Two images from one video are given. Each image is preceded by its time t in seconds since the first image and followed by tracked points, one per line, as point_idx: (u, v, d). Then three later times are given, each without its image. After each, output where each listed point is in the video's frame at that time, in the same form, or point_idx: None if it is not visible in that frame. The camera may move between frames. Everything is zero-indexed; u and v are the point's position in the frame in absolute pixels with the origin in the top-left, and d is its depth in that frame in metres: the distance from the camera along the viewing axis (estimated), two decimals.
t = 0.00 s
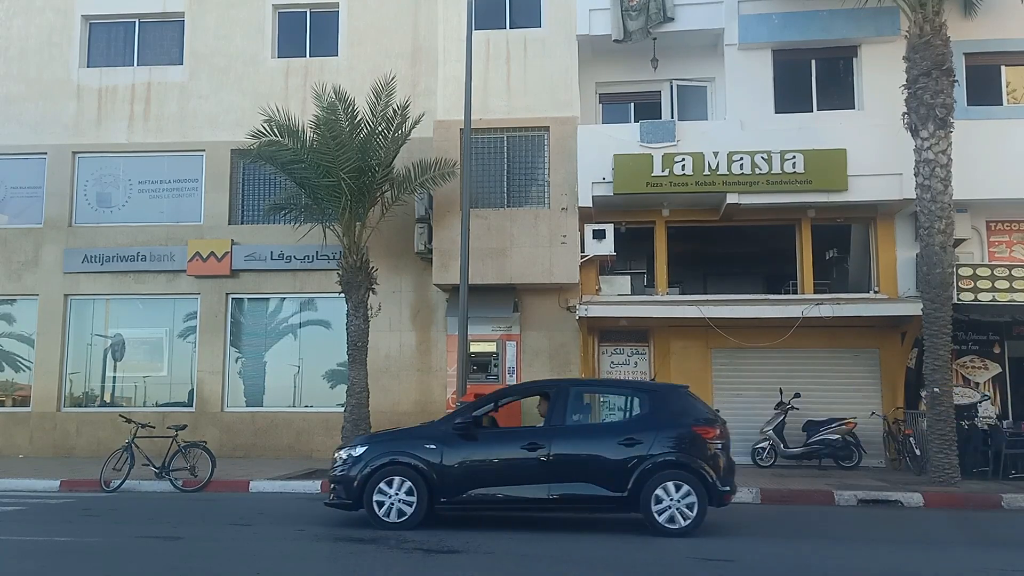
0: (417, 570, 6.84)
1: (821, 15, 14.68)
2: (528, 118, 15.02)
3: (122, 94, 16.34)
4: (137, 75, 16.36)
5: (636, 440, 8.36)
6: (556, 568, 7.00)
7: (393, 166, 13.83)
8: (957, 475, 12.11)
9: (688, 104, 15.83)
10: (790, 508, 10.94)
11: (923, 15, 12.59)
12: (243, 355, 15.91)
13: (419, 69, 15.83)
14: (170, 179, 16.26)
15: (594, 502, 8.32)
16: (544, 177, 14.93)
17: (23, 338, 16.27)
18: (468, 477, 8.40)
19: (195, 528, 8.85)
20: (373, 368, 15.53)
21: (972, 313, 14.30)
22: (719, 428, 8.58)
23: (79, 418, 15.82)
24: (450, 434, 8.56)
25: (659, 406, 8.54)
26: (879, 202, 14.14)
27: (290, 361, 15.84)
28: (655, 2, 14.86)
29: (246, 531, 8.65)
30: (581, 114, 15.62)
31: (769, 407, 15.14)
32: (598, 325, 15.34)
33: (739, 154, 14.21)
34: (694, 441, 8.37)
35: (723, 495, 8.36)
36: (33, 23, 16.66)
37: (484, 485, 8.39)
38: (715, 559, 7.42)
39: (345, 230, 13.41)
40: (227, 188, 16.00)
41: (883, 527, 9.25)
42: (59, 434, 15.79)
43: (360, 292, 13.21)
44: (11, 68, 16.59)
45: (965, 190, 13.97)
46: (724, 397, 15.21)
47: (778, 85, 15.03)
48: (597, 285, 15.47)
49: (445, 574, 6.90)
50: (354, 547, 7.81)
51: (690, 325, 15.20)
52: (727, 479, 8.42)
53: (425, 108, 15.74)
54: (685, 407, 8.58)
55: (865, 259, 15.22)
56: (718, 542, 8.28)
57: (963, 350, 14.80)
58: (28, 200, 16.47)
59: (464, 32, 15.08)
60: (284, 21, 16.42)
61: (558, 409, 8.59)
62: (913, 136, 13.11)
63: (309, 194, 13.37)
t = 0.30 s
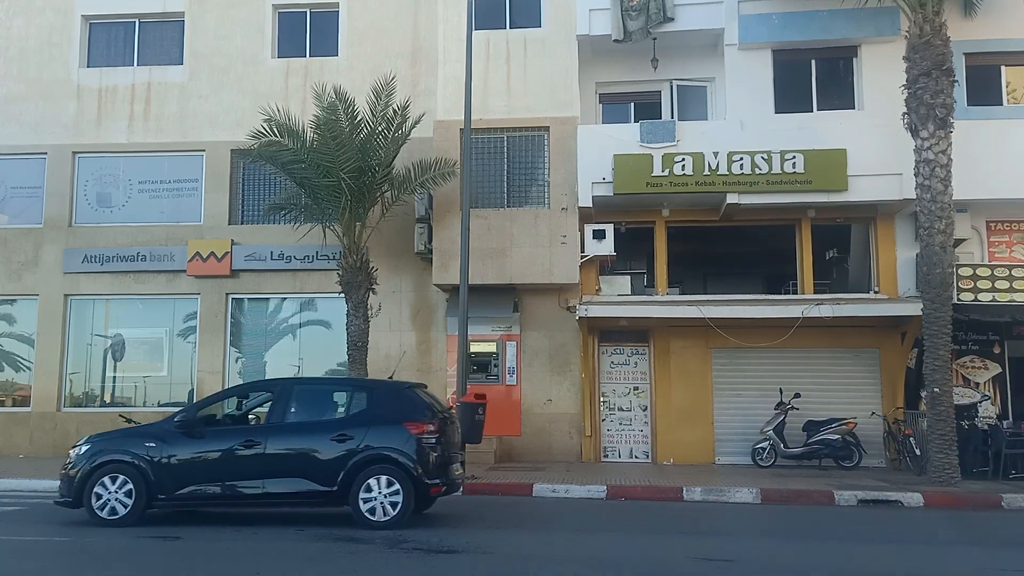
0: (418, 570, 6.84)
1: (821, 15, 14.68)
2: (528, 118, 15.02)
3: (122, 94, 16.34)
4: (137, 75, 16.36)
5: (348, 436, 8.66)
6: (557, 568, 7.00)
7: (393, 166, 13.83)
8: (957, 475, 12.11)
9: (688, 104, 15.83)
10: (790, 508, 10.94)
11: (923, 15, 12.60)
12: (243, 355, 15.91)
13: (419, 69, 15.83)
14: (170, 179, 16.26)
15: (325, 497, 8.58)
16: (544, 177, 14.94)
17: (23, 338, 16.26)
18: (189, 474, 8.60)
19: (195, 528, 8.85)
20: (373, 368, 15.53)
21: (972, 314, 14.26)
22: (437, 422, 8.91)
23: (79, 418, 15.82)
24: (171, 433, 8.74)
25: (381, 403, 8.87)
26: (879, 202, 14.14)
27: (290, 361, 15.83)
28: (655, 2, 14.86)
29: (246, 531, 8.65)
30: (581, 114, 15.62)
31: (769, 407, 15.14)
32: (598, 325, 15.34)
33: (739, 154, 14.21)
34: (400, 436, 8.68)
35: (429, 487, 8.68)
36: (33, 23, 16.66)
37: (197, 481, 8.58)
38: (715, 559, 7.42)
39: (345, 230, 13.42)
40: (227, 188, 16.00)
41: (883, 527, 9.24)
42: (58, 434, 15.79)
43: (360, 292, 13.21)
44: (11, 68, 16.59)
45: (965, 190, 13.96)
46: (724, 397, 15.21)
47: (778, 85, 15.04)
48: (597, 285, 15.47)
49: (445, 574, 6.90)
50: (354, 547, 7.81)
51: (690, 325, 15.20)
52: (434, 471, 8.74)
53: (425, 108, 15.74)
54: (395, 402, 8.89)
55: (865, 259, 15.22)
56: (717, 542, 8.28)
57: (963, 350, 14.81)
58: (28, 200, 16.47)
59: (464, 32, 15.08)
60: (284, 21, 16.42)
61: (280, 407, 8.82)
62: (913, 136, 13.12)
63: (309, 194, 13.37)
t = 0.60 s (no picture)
0: (418, 570, 6.84)
1: (821, 15, 14.68)
2: (528, 118, 15.02)
3: (122, 94, 16.34)
4: (137, 75, 16.37)
5: (72, 435, 8.87)
6: (556, 568, 7.00)
7: (393, 166, 13.83)
8: (957, 476, 12.10)
9: (688, 104, 15.83)
10: (790, 508, 10.95)
11: (923, 15, 12.59)
12: (243, 355, 15.92)
13: (419, 69, 15.83)
14: (170, 179, 16.26)
15: (50, 496, 8.74)
16: (544, 177, 14.94)
17: (23, 337, 16.27)
18: None
19: (195, 528, 8.85)
20: (373, 368, 15.53)
21: (972, 313, 14.30)
22: (166, 422, 9.05)
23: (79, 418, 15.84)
24: None
25: (112, 403, 9.09)
26: (878, 202, 14.14)
27: (290, 361, 15.84)
28: (655, 2, 14.86)
29: (246, 531, 8.65)
30: (581, 114, 15.62)
31: (769, 407, 15.14)
32: (598, 325, 15.34)
33: (739, 154, 14.21)
34: (124, 435, 8.86)
35: (151, 487, 8.80)
36: (33, 23, 16.66)
37: None
38: (715, 560, 7.42)
39: (345, 230, 13.42)
40: (227, 188, 16.00)
41: (883, 527, 9.24)
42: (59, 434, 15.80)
43: (360, 292, 13.20)
44: (11, 68, 16.59)
45: (965, 190, 13.96)
46: (724, 397, 15.21)
47: (778, 85, 15.03)
48: (597, 285, 15.48)
49: (445, 574, 6.90)
50: (354, 547, 7.81)
51: (690, 325, 15.21)
52: (159, 470, 8.87)
53: (425, 108, 15.73)
54: (130, 401, 9.09)
55: (865, 259, 15.22)
56: (717, 542, 8.27)
57: (963, 350, 14.80)
58: (28, 200, 16.48)
59: (464, 32, 15.08)
60: (284, 21, 16.42)
61: (12, 407, 9.11)
62: (914, 136, 13.11)
63: (309, 194, 13.37)
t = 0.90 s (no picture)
0: (417, 570, 6.84)
1: (821, 15, 14.68)
2: (529, 118, 15.02)
3: (122, 94, 16.34)
4: (137, 75, 16.37)
5: None
6: (556, 568, 7.00)
7: (393, 166, 13.83)
8: (957, 476, 12.10)
9: (688, 104, 15.83)
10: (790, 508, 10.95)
11: (923, 15, 12.59)
12: (243, 355, 15.92)
13: (419, 69, 15.82)
14: (170, 179, 16.26)
15: None
16: (544, 177, 14.94)
17: (23, 338, 16.27)
18: None
19: (195, 528, 8.85)
20: (373, 368, 15.53)
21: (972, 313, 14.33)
22: None
23: (79, 418, 15.83)
24: None
25: None
26: (878, 202, 14.14)
27: (290, 361, 15.84)
28: (655, 2, 14.86)
29: (246, 531, 8.65)
30: (581, 113, 15.62)
31: (769, 407, 15.14)
32: (598, 325, 15.34)
33: (739, 154, 14.21)
34: None
35: None
36: (33, 23, 16.66)
37: None
38: (715, 560, 7.41)
39: (345, 230, 13.42)
40: (227, 188, 16.00)
41: (883, 528, 9.24)
42: (58, 434, 15.80)
43: (360, 292, 13.20)
44: (10, 68, 16.59)
45: (965, 190, 13.96)
46: (725, 397, 15.21)
47: (778, 85, 15.04)
48: (597, 285, 15.48)
49: (445, 574, 6.90)
50: (354, 547, 7.81)
51: (690, 325, 15.21)
52: None
53: (425, 108, 15.73)
54: None
55: (865, 258, 15.22)
56: (717, 542, 8.28)
57: (963, 350, 14.80)
58: (28, 200, 16.48)
59: (464, 32, 15.08)
60: (284, 21, 16.42)
61: None
62: (913, 136, 13.11)
63: (309, 194, 13.37)
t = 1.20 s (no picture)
0: (417, 570, 6.84)
1: (821, 15, 14.68)
2: (529, 117, 15.02)
3: (122, 94, 16.34)
4: (137, 75, 16.37)
5: None
6: (555, 568, 7.00)
7: (393, 166, 13.83)
8: (957, 476, 12.10)
9: (688, 104, 15.83)
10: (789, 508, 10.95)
11: (923, 15, 12.59)
12: (243, 355, 15.92)
13: (419, 69, 15.82)
14: (170, 179, 16.26)
15: None
16: (544, 177, 14.94)
17: (23, 337, 16.27)
18: None
19: (194, 528, 8.85)
20: (373, 368, 15.53)
21: (972, 313, 14.35)
22: None
23: (78, 418, 15.82)
24: None
25: None
26: (878, 202, 14.14)
27: (290, 361, 15.84)
28: (655, 2, 14.86)
29: (245, 531, 8.66)
30: (581, 113, 15.62)
31: (769, 407, 15.14)
32: (598, 325, 15.34)
33: (739, 154, 14.20)
34: None
35: None
36: (33, 23, 16.66)
37: None
38: (714, 560, 7.41)
39: (345, 230, 13.41)
40: (227, 188, 16.00)
41: (882, 528, 9.24)
42: (58, 433, 15.80)
43: (360, 292, 13.20)
44: (10, 68, 16.59)
45: (965, 190, 13.96)
46: (725, 397, 15.21)
47: (778, 84, 15.03)
48: (597, 285, 15.48)
49: (444, 574, 6.90)
50: (353, 547, 7.81)
51: (690, 325, 15.21)
52: None
53: (425, 108, 15.73)
54: None
55: (865, 258, 15.22)
56: (716, 542, 8.28)
57: (963, 350, 14.81)
58: (28, 200, 16.48)
59: (464, 32, 15.08)
60: (284, 21, 16.42)
61: None
62: (913, 136, 13.11)
63: (309, 194, 13.36)
